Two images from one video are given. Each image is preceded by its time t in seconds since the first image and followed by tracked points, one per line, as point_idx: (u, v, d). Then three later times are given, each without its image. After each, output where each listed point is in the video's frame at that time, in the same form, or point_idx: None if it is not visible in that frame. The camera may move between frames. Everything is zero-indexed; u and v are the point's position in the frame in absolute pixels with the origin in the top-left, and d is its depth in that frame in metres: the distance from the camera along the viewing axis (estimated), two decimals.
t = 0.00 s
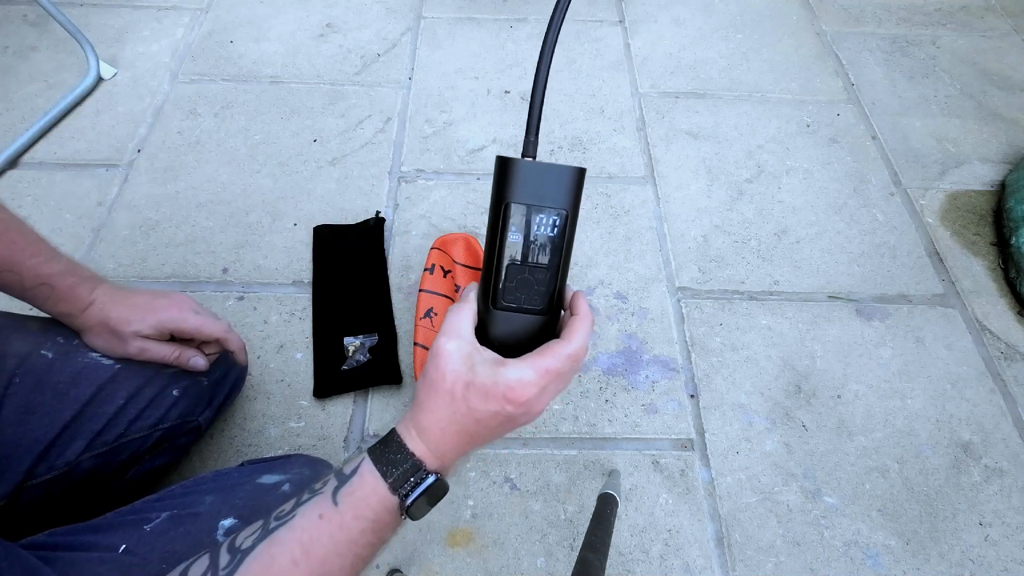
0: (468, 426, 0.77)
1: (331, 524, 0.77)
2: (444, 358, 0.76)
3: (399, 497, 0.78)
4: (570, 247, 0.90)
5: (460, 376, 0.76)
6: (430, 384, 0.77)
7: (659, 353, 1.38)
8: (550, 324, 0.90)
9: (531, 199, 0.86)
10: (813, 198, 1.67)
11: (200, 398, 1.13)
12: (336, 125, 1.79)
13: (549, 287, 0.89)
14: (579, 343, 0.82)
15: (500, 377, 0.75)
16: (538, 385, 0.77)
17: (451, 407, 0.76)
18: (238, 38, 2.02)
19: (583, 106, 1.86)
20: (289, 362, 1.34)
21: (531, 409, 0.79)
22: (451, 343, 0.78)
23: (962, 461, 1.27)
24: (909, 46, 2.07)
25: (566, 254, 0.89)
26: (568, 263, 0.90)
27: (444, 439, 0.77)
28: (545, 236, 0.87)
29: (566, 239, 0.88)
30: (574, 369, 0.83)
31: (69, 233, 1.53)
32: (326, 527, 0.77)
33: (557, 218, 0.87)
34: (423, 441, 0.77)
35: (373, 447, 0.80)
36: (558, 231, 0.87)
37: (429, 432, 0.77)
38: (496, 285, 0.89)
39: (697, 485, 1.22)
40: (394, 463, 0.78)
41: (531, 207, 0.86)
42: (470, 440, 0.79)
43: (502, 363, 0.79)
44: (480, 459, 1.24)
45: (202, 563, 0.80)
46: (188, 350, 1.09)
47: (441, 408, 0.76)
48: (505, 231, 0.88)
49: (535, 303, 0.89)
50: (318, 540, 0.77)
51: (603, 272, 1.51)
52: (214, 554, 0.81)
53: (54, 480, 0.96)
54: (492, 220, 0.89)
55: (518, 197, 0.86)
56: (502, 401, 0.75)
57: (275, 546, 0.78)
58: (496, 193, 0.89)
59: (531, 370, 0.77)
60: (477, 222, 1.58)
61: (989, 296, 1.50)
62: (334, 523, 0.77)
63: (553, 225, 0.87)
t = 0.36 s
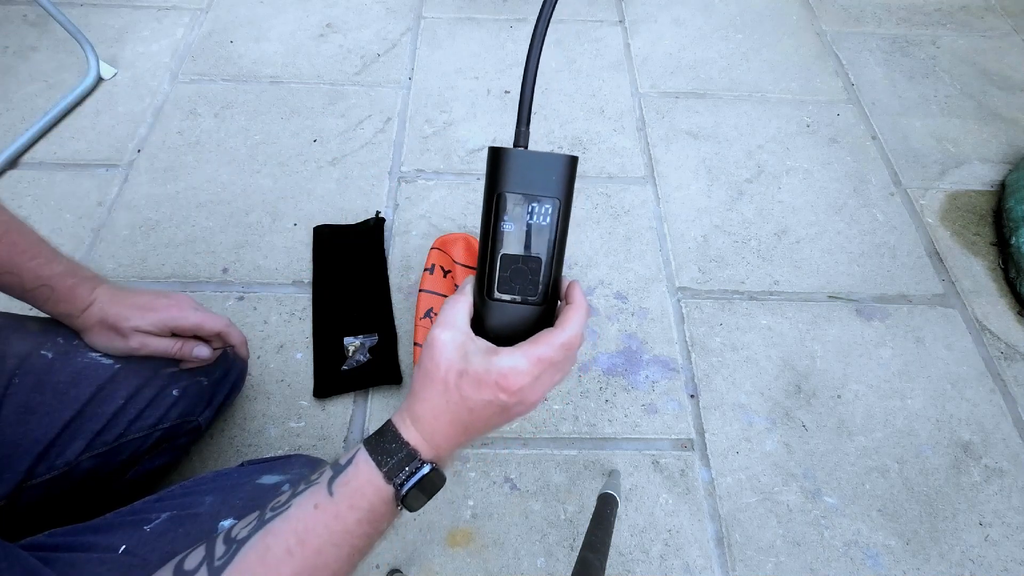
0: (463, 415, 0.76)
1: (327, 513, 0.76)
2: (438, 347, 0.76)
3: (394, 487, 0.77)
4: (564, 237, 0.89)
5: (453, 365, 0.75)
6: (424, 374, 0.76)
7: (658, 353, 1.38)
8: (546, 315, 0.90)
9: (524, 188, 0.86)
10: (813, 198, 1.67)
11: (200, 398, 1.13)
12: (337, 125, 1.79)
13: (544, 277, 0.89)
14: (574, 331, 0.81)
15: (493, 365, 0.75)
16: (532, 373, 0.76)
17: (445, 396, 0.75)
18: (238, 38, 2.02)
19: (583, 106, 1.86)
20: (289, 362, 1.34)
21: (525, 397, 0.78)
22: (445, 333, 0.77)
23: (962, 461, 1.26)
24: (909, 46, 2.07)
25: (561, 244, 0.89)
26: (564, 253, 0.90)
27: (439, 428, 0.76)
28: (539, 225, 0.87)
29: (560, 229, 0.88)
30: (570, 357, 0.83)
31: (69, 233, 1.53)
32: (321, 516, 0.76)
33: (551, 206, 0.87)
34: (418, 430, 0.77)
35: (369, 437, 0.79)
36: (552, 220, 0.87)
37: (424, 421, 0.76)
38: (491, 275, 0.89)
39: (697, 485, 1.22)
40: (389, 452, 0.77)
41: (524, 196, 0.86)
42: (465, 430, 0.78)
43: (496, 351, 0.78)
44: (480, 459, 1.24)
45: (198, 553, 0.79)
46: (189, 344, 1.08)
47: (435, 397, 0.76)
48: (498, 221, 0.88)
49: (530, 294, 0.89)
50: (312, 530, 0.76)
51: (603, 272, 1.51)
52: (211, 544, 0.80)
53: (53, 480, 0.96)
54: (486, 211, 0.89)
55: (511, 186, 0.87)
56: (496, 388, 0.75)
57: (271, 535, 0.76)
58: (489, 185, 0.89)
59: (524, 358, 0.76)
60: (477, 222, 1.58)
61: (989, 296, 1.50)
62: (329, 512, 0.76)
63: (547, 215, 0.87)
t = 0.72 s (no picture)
0: (460, 413, 0.76)
1: (325, 511, 0.76)
2: (436, 346, 0.76)
3: (393, 484, 0.77)
4: (562, 236, 0.89)
5: (451, 363, 0.75)
6: (423, 372, 0.76)
7: (658, 353, 1.38)
8: (542, 313, 0.90)
9: (521, 187, 0.86)
10: (813, 198, 1.67)
11: (200, 398, 1.13)
12: (337, 125, 1.79)
13: (541, 276, 0.89)
14: (572, 329, 0.80)
15: (490, 364, 0.74)
16: (529, 372, 0.76)
17: (443, 394, 0.75)
18: (238, 38, 2.02)
19: (583, 106, 1.86)
20: (289, 362, 1.34)
21: (523, 396, 0.77)
22: (444, 332, 0.77)
23: (962, 461, 1.27)
24: (909, 46, 2.07)
25: (558, 243, 0.89)
26: (560, 251, 0.91)
27: (436, 426, 0.76)
28: (537, 224, 0.87)
29: (557, 228, 0.88)
30: (567, 356, 0.82)
31: (69, 233, 1.53)
32: (320, 514, 0.76)
33: (549, 206, 0.87)
34: (416, 427, 0.77)
35: (366, 435, 0.79)
36: (550, 219, 0.87)
37: (422, 419, 0.76)
38: (489, 274, 0.88)
39: (697, 485, 1.22)
40: (388, 451, 0.77)
41: (522, 195, 0.86)
42: (463, 428, 0.78)
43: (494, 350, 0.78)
44: (480, 459, 1.24)
45: (198, 551, 0.78)
46: (190, 344, 1.09)
47: (433, 395, 0.75)
48: (496, 220, 0.88)
49: (528, 292, 0.89)
50: (311, 528, 0.75)
51: (603, 272, 1.51)
52: (210, 542, 0.80)
53: (53, 480, 0.96)
54: (484, 210, 0.89)
55: (508, 186, 0.86)
56: (493, 387, 0.74)
57: (270, 534, 0.76)
58: (486, 183, 0.88)
59: (522, 357, 0.75)
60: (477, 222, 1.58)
61: (989, 296, 1.50)
62: (327, 510, 0.76)
63: (545, 214, 0.87)
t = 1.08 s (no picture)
0: (469, 416, 0.77)
1: (334, 512, 0.76)
2: (446, 350, 0.75)
3: (401, 486, 0.77)
4: (570, 243, 0.89)
5: (462, 367, 0.75)
6: (431, 375, 0.76)
7: (658, 353, 1.38)
8: (548, 319, 0.91)
9: (533, 194, 0.85)
10: (813, 198, 1.67)
11: (200, 398, 1.12)
12: (337, 125, 1.79)
13: (548, 283, 0.89)
14: (578, 336, 0.83)
15: (503, 370, 0.76)
16: (539, 377, 0.78)
17: (453, 398, 0.75)
18: (238, 38, 2.02)
19: (583, 106, 1.86)
20: (289, 362, 1.34)
21: (530, 399, 0.80)
22: (452, 335, 0.77)
23: (962, 461, 1.26)
24: (909, 46, 2.07)
25: (566, 250, 0.89)
26: (567, 260, 0.90)
27: (445, 429, 0.76)
28: (546, 231, 0.87)
29: (566, 235, 0.88)
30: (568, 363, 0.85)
31: (69, 233, 1.53)
32: (328, 514, 0.76)
33: (559, 213, 0.86)
34: (423, 430, 0.77)
35: (373, 436, 0.79)
36: (558, 227, 0.87)
37: (430, 422, 0.76)
38: (495, 277, 0.89)
39: (697, 485, 1.22)
40: (395, 452, 0.77)
41: (533, 202, 0.86)
42: (470, 430, 0.79)
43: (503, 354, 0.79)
44: (480, 459, 1.24)
45: (205, 551, 0.78)
46: (190, 344, 1.09)
47: (442, 398, 0.75)
48: (507, 225, 0.87)
49: (534, 298, 0.89)
50: (319, 528, 0.75)
51: (603, 272, 1.51)
52: (217, 542, 0.79)
53: (53, 480, 0.96)
54: (493, 214, 0.88)
55: (520, 192, 0.86)
56: (506, 392, 0.76)
57: (277, 534, 0.76)
58: (497, 187, 0.88)
59: (533, 363, 0.78)
60: (477, 222, 1.58)
61: (989, 296, 1.50)
62: (336, 511, 0.76)
63: (556, 222, 0.87)
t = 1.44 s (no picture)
0: (465, 415, 0.76)
1: (331, 510, 0.76)
2: (442, 348, 0.75)
3: (398, 484, 0.76)
4: (568, 242, 0.89)
5: (458, 365, 0.75)
6: (428, 373, 0.75)
7: (658, 353, 1.38)
8: (546, 318, 0.90)
9: (531, 193, 0.85)
10: (813, 198, 1.67)
11: (200, 398, 1.12)
12: (337, 125, 1.79)
13: (547, 282, 0.89)
14: (576, 335, 0.82)
15: (499, 368, 0.75)
16: (535, 377, 0.77)
17: (449, 396, 0.75)
18: (238, 38, 2.02)
19: (583, 106, 1.86)
20: (289, 362, 1.34)
21: (527, 399, 0.79)
22: (449, 334, 0.76)
23: (962, 461, 1.27)
24: (909, 46, 2.07)
25: (564, 248, 0.89)
26: (565, 259, 0.90)
27: (442, 428, 0.76)
28: (543, 231, 0.86)
29: (564, 234, 0.88)
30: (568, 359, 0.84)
31: (69, 233, 1.53)
32: (325, 513, 0.75)
33: (556, 212, 0.86)
34: (421, 428, 0.76)
35: (370, 435, 0.79)
36: (556, 226, 0.87)
37: (427, 421, 0.76)
38: (493, 277, 0.88)
39: (697, 485, 1.22)
40: (392, 449, 0.77)
41: (531, 201, 0.86)
42: (466, 430, 0.78)
43: (500, 352, 0.78)
44: (480, 459, 1.24)
45: (203, 550, 0.79)
46: (190, 344, 1.09)
47: (439, 397, 0.75)
48: (505, 224, 0.87)
49: (532, 297, 0.89)
50: (316, 527, 0.75)
51: (603, 272, 1.51)
52: (215, 541, 0.80)
53: (53, 480, 0.96)
54: (492, 213, 0.88)
55: (517, 191, 0.85)
56: (501, 391, 0.75)
57: (276, 533, 0.76)
58: (495, 187, 0.88)
59: (529, 362, 0.77)
60: (476, 222, 1.58)
61: (989, 296, 1.50)
62: (332, 509, 0.76)
63: (553, 221, 0.86)
